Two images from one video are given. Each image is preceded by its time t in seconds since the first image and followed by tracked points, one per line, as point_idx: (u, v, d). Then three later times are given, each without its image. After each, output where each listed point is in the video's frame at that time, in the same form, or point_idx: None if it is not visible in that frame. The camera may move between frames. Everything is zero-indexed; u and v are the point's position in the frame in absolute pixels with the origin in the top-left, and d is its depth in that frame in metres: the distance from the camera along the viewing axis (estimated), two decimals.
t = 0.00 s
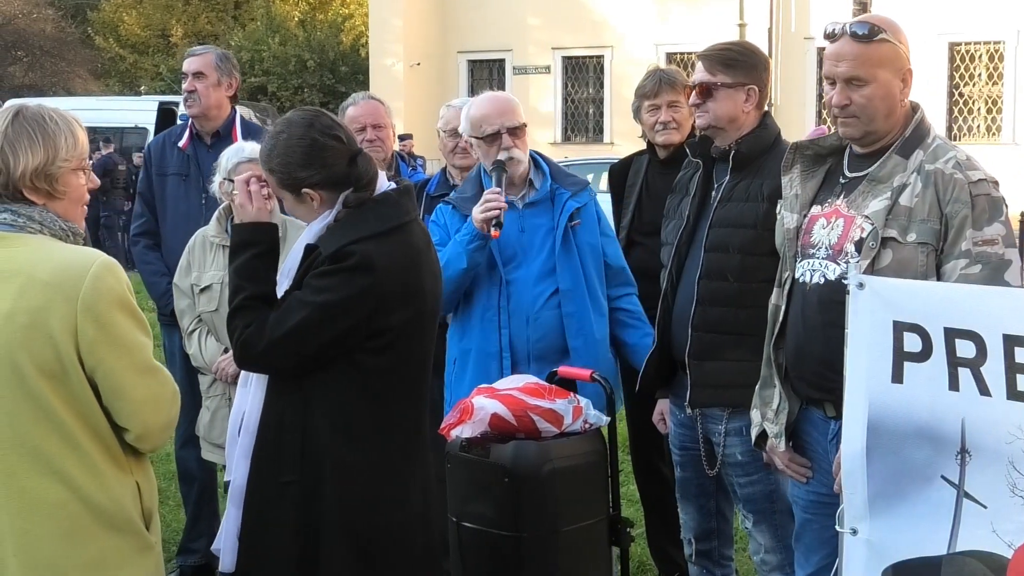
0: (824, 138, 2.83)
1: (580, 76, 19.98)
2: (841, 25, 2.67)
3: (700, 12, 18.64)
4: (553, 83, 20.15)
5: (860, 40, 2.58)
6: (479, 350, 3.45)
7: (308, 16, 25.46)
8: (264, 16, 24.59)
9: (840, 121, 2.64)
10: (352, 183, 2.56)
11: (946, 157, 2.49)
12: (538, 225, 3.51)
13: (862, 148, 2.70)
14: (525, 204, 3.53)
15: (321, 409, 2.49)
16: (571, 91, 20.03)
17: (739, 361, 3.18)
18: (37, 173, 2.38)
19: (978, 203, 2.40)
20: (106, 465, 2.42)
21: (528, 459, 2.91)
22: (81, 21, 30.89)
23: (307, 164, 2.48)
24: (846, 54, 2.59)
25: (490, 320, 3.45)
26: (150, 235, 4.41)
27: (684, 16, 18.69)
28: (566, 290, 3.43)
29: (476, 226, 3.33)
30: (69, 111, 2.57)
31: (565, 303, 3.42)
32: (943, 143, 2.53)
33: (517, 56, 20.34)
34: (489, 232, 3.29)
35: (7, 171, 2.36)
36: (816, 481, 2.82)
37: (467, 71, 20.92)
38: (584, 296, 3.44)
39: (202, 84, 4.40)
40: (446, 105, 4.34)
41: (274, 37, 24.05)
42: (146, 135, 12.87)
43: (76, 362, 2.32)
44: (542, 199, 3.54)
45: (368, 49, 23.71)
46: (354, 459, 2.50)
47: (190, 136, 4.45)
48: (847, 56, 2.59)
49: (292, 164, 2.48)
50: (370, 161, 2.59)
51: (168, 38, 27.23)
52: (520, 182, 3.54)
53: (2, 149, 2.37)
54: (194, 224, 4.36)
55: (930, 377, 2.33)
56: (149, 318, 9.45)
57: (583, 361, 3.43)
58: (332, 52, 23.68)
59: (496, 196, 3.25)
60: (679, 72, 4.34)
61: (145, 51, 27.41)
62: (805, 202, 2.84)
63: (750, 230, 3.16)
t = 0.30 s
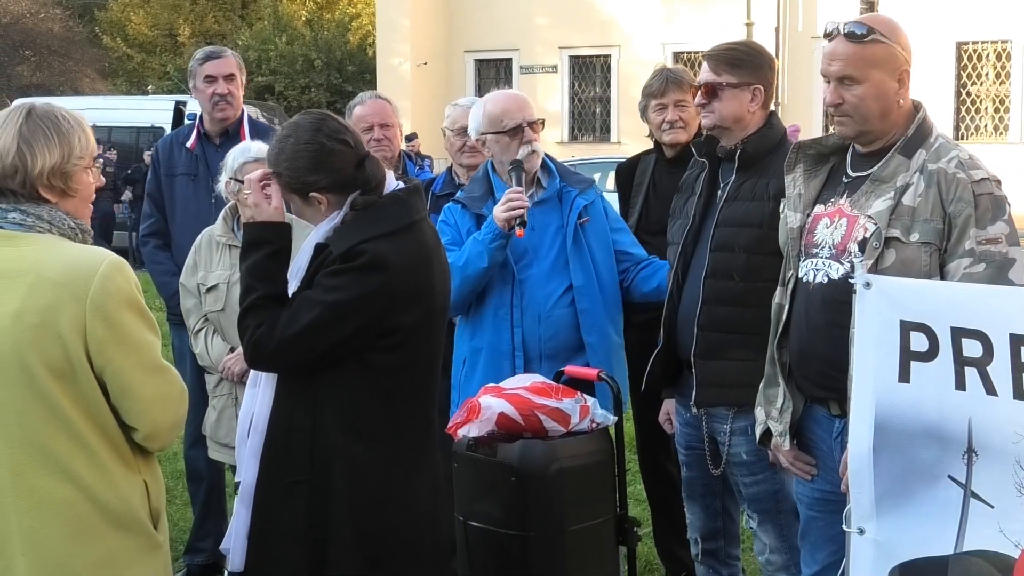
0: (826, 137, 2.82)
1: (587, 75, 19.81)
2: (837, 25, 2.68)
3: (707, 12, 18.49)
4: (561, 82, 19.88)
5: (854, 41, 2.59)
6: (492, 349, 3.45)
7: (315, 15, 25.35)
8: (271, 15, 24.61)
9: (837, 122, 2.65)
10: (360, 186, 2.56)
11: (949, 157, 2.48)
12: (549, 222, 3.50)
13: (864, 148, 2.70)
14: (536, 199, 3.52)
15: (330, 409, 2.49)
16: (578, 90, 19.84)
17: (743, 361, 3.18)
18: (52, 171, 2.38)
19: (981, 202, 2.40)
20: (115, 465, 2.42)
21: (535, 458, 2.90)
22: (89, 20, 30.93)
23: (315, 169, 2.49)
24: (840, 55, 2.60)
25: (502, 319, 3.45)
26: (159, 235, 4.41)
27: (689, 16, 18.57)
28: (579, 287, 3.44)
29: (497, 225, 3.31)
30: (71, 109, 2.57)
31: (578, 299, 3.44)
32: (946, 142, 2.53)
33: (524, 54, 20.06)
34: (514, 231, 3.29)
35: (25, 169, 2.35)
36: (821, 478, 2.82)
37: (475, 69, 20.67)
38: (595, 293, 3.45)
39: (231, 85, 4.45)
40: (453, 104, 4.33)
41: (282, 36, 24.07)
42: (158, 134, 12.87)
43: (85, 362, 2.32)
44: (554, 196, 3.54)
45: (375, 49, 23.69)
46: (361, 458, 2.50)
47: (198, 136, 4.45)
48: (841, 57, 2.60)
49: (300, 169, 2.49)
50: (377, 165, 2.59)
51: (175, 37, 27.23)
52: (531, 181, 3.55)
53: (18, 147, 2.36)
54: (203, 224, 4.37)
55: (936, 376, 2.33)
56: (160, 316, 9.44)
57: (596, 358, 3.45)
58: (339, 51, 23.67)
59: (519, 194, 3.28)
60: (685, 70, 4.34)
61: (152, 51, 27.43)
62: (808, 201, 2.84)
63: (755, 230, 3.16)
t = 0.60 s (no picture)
0: (833, 138, 2.81)
1: (593, 74, 19.44)
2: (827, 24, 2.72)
3: (718, 8, 18.09)
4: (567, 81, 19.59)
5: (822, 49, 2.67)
6: (497, 345, 3.46)
7: (320, 15, 25.18)
8: (278, 15, 24.59)
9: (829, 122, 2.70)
10: (363, 193, 2.55)
11: (955, 157, 2.46)
12: (564, 221, 3.50)
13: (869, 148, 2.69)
14: (551, 199, 3.52)
15: (339, 408, 2.49)
16: (585, 89, 19.57)
17: (748, 360, 3.18)
18: (72, 167, 2.38)
19: (987, 203, 2.38)
20: (126, 464, 2.42)
21: (541, 457, 2.91)
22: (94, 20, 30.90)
23: (320, 171, 2.50)
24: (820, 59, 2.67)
25: (508, 315, 3.46)
26: (167, 235, 4.41)
27: (697, 16, 18.16)
28: (588, 287, 3.43)
29: (504, 222, 3.31)
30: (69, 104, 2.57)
31: (586, 301, 3.43)
32: (953, 142, 2.50)
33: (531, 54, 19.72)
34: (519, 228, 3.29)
35: (46, 166, 2.35)
36: (825, 476, 2.81)
37: (481, 67, 20.39)
38: (604, 295, 3.45)
39: (242, 85, 4.48)
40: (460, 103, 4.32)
41: (288, 35, 24.05)
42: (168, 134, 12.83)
43: (98, 361, 2.32)
44: (570, 194, 3.54)
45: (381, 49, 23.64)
46: (367, 458, 2.50)
47: (205, 136, 4.47)
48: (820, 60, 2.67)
49: (304, 169, 2.51)
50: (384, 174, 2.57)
51: (181, 36, 27.22)
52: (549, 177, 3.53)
53: (38, 142, 2.35)
54: (211, 223, 4.37)
55: (946, 376, 2.33)
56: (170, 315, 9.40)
57: (600, 360, 3.43)
58: (345, 50, 23.62)
59: (527, 192, 3.26)
60: (692, 70, 4.34)
61: (159, 50, 27.40)
62: (818, 201, 2.84)
63: (761, 229, 3.15)
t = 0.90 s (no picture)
0: (841, 138, 2.80)
1: (601, 74, 19.33)
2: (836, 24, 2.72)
3: (725, 7, 17.88)
4: (576, 80, 19.47)
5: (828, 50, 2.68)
6: (507, 342, 3.47)
7: (327, 15, 25.16)
8: (285, 14, 24.61)
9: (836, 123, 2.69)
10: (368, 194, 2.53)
11: (960, 157, 2.45)
12: (580, 223, 3.50)
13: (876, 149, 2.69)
14: (567, 199, 3.52)
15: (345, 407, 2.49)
16: (592, 88, 19.49)
17: (753, 360, 3.18)
18: (87, 164, 2.39)
19: (991, 202, 2.37)
20: (137, 463, 2.42)
21: (548, 456, 2.91)
22: (102, 20, 30.92)
23: (326, 164, 2.49)
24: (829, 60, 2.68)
25: (520, 314, 3.47)
26: (173, 235, 4.42)
27: (703, 16, 18.08)
28: (600, 290, 3.42)
29: (521, 219, 3.29)
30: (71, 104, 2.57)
31: (599, 303, 3.42)
32: (959, 142, 2.49)
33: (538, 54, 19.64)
34: (534, 226, 3.26)
35: (62, 161, 2.35)
36: (830, 476, 2.81)
37: (488, 67, 20.37)
38: (618, 298, 3.43)
39: (246, 84, 4.47)
40: (466, 103, 4.31)
41: (295, 34, 24.05)
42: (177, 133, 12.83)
43: (111, 361, 2.32)
44: (587, 196, 3.53)
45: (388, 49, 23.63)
46: (373, 457, 2.50)
47: (211, 135, 4.47)
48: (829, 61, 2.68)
49: (316, 155, 2.50)
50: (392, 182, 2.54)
51: (188, 36, 27.27)
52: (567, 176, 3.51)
53: (54, 139, 2.35)
54: (218, 223, 4.38)
55: (951, 375, 2.33)
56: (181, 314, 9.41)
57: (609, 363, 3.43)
58: (352, 50, 23.61)
59: (545, 189, 3.23)
60: (698, 69, 4.34)
61: (166, 50, 27.44)
62: (825, 201, 2.83)
63: (769, 229, 3.15)
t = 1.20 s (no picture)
0: (850, 138, 2.80)
1: (608, 74, 19.30)
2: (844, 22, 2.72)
3: (731, 5, 17.83)
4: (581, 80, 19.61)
5: (837, 48, 2.68)
6: (514, 341, 3.46)
7: (333, 14, 25.15)
8: (291, 13, 24.62)
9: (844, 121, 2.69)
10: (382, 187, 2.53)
11: (969, 156, 2.45)
12: (588, 222, 3.50)
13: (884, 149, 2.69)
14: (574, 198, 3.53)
15: (354, 407, 2.50)
16: (597, 87, 19.44)
17: (760, 359, 3.18)
18: (95, 162, 2.40)
19: (1000, 202, 2.37)
20: (145, 461, 2.42)
21: (554, 455, 2.90)
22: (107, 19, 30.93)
23: (361, 139, 2.50)
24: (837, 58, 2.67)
25: (528, 313, 3.46)
26: (178, 234, 4.42)
27: (708, 16, 17.93)
28: (609, 289, 3.42)
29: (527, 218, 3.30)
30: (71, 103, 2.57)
31: (607, 302, 3.43)
32: (967, 141, 2.49)
33: (544, 53, 19.68)
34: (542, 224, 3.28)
35: (72, 159, 2.35)
36: (836, 474, 2.81)
37: (494, 66, 20.36)
38: (627, 298, 3.44)
39: (249, 82, 4.46)
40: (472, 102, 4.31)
41: (301, 33, 24.05)
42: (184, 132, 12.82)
43: (121, 359, 2.33)
44: (595, 195, 3.53)
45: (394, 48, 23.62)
46: (381, 457, 2.49)
47: (216, 134, 4.47)
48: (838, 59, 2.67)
49: (352, 127, 2.52)
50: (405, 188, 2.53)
51: (194, 35, 27.29)
52: (571, 177, 3.54)
53: (63, 138, 2.35)
54: (222, 223, 4.38)
55: (958, 374, 2.33)
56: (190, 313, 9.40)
57: (617, 362, 3.44)
58: (357, 49, 23.62)
59: (551, 188, 3.25)
60: (704, 69, 4.34)
61: (172, 49, 27.45)
62: (833, 200, 2.83)
63: (776, 228, 3.15)
